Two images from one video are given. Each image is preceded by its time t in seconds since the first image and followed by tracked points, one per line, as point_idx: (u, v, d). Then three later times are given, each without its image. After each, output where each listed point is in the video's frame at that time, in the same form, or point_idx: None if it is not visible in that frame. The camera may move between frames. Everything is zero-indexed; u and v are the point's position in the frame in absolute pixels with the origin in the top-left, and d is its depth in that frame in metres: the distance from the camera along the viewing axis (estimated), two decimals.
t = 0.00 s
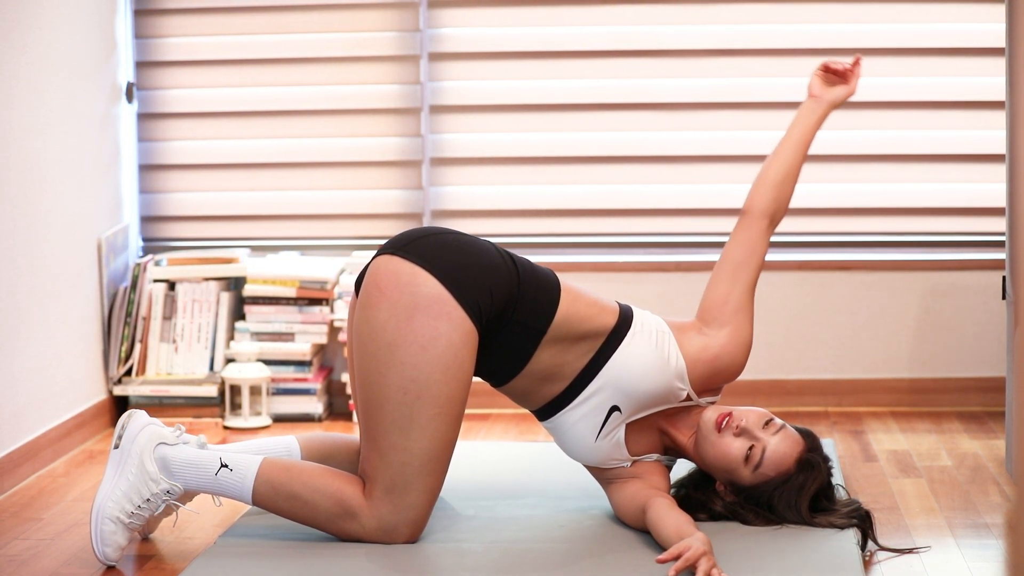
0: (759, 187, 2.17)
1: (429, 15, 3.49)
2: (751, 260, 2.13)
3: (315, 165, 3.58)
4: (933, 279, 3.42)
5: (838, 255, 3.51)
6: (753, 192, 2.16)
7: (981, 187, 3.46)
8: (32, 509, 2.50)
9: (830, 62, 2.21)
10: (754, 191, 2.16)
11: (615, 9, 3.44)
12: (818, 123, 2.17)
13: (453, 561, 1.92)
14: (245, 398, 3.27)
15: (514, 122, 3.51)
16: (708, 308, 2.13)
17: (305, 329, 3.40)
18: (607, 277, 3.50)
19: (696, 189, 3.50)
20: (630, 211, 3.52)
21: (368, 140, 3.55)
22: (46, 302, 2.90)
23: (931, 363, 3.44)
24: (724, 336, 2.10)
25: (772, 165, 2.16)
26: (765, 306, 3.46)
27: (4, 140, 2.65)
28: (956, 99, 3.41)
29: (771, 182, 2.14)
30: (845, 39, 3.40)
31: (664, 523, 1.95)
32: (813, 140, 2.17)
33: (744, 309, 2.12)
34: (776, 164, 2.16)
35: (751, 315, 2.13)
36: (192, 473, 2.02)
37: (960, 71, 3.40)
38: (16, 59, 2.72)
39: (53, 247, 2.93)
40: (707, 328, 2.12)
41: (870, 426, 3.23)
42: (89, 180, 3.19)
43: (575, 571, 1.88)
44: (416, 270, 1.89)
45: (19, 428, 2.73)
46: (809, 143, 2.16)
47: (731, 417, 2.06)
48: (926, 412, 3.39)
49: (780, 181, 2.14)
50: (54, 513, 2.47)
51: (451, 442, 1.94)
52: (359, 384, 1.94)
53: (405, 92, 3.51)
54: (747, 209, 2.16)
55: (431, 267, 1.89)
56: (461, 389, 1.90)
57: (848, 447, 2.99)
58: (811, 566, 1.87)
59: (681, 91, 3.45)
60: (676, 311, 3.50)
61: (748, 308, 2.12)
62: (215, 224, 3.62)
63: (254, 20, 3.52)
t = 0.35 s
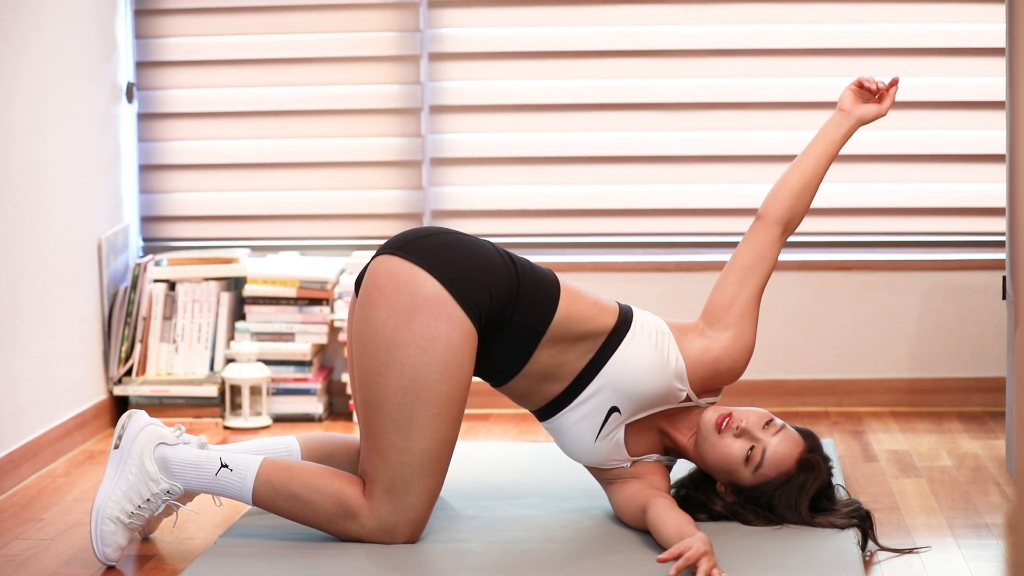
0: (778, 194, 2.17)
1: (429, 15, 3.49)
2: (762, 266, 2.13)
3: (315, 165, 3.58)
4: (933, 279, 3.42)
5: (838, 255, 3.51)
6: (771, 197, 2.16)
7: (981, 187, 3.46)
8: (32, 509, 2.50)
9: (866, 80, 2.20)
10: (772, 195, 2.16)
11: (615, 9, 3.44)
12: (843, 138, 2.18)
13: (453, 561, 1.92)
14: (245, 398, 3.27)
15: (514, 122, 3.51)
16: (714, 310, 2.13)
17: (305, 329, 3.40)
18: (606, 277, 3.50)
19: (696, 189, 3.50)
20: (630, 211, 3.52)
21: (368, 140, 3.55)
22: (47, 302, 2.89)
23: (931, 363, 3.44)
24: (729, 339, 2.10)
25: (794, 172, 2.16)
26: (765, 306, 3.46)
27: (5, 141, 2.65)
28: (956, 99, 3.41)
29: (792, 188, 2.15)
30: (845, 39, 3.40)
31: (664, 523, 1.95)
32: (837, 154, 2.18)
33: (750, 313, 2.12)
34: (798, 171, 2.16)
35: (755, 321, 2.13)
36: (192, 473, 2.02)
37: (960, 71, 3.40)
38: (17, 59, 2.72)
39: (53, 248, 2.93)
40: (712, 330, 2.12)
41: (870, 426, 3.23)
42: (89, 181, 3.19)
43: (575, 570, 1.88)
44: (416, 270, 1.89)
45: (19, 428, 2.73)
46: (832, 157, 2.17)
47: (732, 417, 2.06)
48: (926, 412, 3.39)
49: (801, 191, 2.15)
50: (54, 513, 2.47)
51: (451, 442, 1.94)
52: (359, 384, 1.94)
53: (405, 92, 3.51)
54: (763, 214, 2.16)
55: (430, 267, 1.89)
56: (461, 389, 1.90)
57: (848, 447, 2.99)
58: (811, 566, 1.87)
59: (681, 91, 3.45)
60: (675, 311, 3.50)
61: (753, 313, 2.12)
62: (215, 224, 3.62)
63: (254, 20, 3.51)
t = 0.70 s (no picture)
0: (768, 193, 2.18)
1: (429, 15, 3.49)
2: (755, 264, 2.13)
3: (316, 165, 3.58)
4: (933, 279, 3.42)
5: (838, 255, 3.51)
6: (762, 195, 2.17)
7: (981, 187, 3.46)
8: (33, 509, 2.50)
9: (850, 77, 2.24)
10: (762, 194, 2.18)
11: (615, 9, 3.45)
12: (830, 134, 2.19)
13: (453, 562, 1.92)
14: (245, 398, 3.27)
15: (514, 122, 3.51)
16: (712, 308, 2.13)
17: (305, 329, 3.40)
18: (607, 278, 3.50)
19: (696, 189, 3.50)
20: (630, 211, 3.52)
21: (368, 140, 3.55)
22: (47, 303, 2.90)
23: (931, 363, 3.44)
24: (727, 337, 2.10)
25: (783, 170, 2.17)
26: (765, 306, 3.46)
27: (4, 140, 2.65)
28: (956, 100, 3.41)
29: (782, 185, 2.15)
30: (845, 39, 3.40)
31: (664, 523, 1.95)
32: (825, 151, 2.19)
33: (748, 312, 2.12)
34: (788, 168, 2.17)
35: (753, 319, 2.13)
36: (192, 473, 2.02)
37: (961, 71, 3.40)
38: (17, 59, 2.72)
39: (53, 248, 2.93)
40: (709, 328, 2.12)
41: (870, 426, 3.23)
42: (90, 180, 3.19)
43: (575, 570, 1.88)
44: (416, 270, 1.89)
45: (20, 428, 2.73)
46: (820, 154, 2.18)
47: (731, 417, 2.06)
48: (926, 412, 3.39)
49: (791, 187, 2.15)
50: (54, 513, 2.47)
51: (452, 443, 1.94)
52: (359, 384, 1.94)
53: (405, 92, 3.51)
54: (755, 212, 2.16)
55: (431, 268, 1.89)
56: (461, 389, 1.90)
57: (848, 447, 2.99)
58: (811, 566, 1.88)
59: (681, 91, 3.45)
60: (675, 311, 3.50)
61: (751, 312, 2.12)
62: (215, 224, 3.62)
63: (255, 20, 3.52)
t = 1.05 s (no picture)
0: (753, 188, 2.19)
1: (429, 15, 3.49)
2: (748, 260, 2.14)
3: (316, 165, 3.58)
4: (933, 279, 3.42)
5: (838, 255, 3.51)
6: (749, 191, 2.17)
7: (981, 187, 3.46)
8: (32, 509, 2.50)
9: (826, 68, 2.24)
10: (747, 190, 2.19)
11: (615, 9, 3.45)
12: (812, 126, 2.21)
13: (453, 562, 1.92)
14: (245, 398, 3.27)
15: (514, 122, 3.51)
16: (708, 307, 2.13)
17: (305, 329, 3.40)
18: (607, 278, 3.50)
19: (696, 190, 3.50)
20: (630, 211, 3.52)
21: (368, 140, 3.55)
22: (47, 303, 2.90)
23: (931, 363, 3.44)
24: (724, 335, 2.11)
25: (768, 164, 2.18)
26: (765, 305, 3.46)
27: (5, 140, 2.65)
28: (956, 100, 3.41)
29: (767, 180, 2.16)
30: (845, 39, 3.40)
31: (664, 523, 1.95)
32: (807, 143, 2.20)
33: (743, 309, 2.13)
34: (772, 163, 2.18)
35: (748, 316, 2.13)
36: (192, 473, 2.02)
37: (961, 71, 3.40)
38: (16, 59, 2.72)
39: (53, 248, 2.93)
40: (706, 326, 2.13)
41: (870, 426, 3.23)
42: (90, 180, 3.19)
43: (575, 570, 1.88)
44: (416, 270, 1.89)
45: (20, 428, 2.73)
46: (803, 145, 2.19)
47: (731, 416, 2.06)
48: (926, 412, 3.39)
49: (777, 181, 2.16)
50: (54, 513, 2.47)
51: (453, 443, 1.94)
52: (359, 384, 1.94)
53: (405, 92, 3.51)
54: (743, 209, 2.17)
55: (431, 268, 1.89)
56: (461, 389, 1.90)
57: (848, 447, 2.99)
58: (811, 566, 1.87)
59: (681, 91, 3.45)
60: (675, 311, 3.50)
61: (746, 308, 2.13)
62: (215, 224, 3.62)
63: (255, 20, 3.52)
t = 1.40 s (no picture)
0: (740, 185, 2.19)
1: (429, 15, 3.49)
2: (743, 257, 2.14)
3: (316, 165, 3.58)
4: (933, 279, 3.42)
5: (838, 255, 3.51)
6: (737, 188, 2.17)
7: (981, 187, 3.46)
8: (32, 509, 2.50)
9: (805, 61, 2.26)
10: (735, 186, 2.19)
11: (615, 9, 3.45)
12: (796, 119, 2.21)
13: (453, 562, 1.92)
14: (245, 398, 3.27)
15: (514, 122, 3.51)
16: (704, 307, 2.13)
17: (305, 329, 3.40)
18: (606, 278, 3.50)
19: (696, 190, 3.50)
20: (630, 211, 3.52)
21: (368, 140, 3.55)
22: (47, 303, 2.90)
23: (931, 363, 3.44)
24: (722, 334, 2.11)
25: (755, 160, 2.18)
26: (765, 305, 3.46)
27: (4, 140, 2.65)
28: (956, 100, 3.41)
29: (756, 177, 2.16)
30: (845, 39, 3.40)
31: (664, 523, 1.95)
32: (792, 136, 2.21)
33: (739, 306, 2.12)
34: (759, 159, 2.18)
35: (745, 314, 2.13)
36: (191, 473, 2.02)
37: (961, 71, 3.40)
38: (17, 59, 2.72)
39: (53, 248, 2.93)
40: (703, 326, 2.12)
41: (870, 426, 3.23)
42: (90, 180, 3.19)
43: (575, 570, 1.88)
44: (416, 270, 1.89)
45: (20, 428, 2.73)
46: (790, 139, 2.19)
47: (730, 415, 2.06)
48: (926, 412, 3.39)
49: (765, 175, 2.17)
50: (54, 513, 2.47)
51: (453, 443, 1.94)
52: (359, 384, 1.94)
53: (405, 92, 3.51)
54: (733, 207, 2.17)
55: (430, 267, 1.89)
56: (461, 389, 1.90)
57: (848, 447, 2.99)
58: (810, 566, 1.87)
59: (681, 91, 3.45)
60: (675, 311, 3.50)
61: (743, 306, 2.13)
62: (215, 224, 3.62)
63: (255, 20, 3.51)
